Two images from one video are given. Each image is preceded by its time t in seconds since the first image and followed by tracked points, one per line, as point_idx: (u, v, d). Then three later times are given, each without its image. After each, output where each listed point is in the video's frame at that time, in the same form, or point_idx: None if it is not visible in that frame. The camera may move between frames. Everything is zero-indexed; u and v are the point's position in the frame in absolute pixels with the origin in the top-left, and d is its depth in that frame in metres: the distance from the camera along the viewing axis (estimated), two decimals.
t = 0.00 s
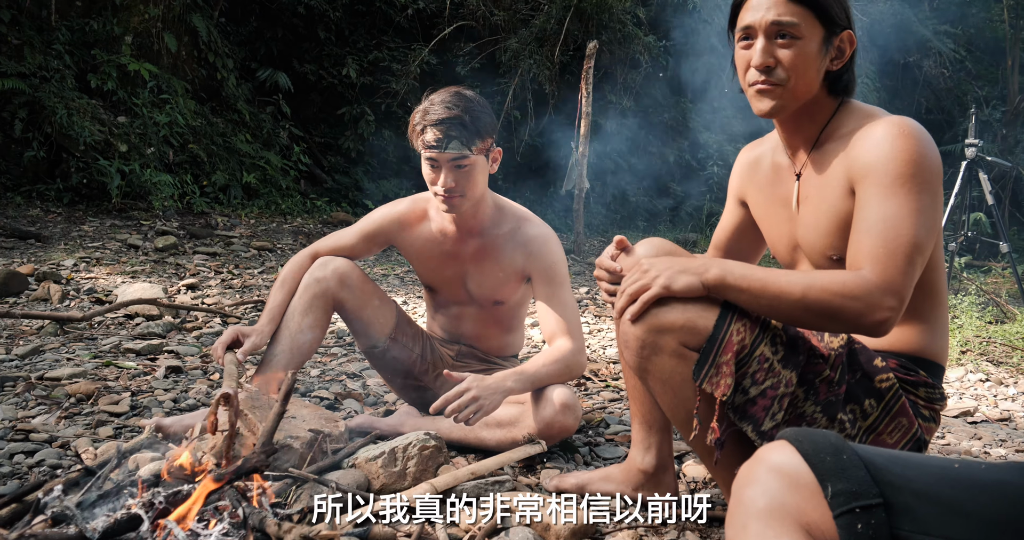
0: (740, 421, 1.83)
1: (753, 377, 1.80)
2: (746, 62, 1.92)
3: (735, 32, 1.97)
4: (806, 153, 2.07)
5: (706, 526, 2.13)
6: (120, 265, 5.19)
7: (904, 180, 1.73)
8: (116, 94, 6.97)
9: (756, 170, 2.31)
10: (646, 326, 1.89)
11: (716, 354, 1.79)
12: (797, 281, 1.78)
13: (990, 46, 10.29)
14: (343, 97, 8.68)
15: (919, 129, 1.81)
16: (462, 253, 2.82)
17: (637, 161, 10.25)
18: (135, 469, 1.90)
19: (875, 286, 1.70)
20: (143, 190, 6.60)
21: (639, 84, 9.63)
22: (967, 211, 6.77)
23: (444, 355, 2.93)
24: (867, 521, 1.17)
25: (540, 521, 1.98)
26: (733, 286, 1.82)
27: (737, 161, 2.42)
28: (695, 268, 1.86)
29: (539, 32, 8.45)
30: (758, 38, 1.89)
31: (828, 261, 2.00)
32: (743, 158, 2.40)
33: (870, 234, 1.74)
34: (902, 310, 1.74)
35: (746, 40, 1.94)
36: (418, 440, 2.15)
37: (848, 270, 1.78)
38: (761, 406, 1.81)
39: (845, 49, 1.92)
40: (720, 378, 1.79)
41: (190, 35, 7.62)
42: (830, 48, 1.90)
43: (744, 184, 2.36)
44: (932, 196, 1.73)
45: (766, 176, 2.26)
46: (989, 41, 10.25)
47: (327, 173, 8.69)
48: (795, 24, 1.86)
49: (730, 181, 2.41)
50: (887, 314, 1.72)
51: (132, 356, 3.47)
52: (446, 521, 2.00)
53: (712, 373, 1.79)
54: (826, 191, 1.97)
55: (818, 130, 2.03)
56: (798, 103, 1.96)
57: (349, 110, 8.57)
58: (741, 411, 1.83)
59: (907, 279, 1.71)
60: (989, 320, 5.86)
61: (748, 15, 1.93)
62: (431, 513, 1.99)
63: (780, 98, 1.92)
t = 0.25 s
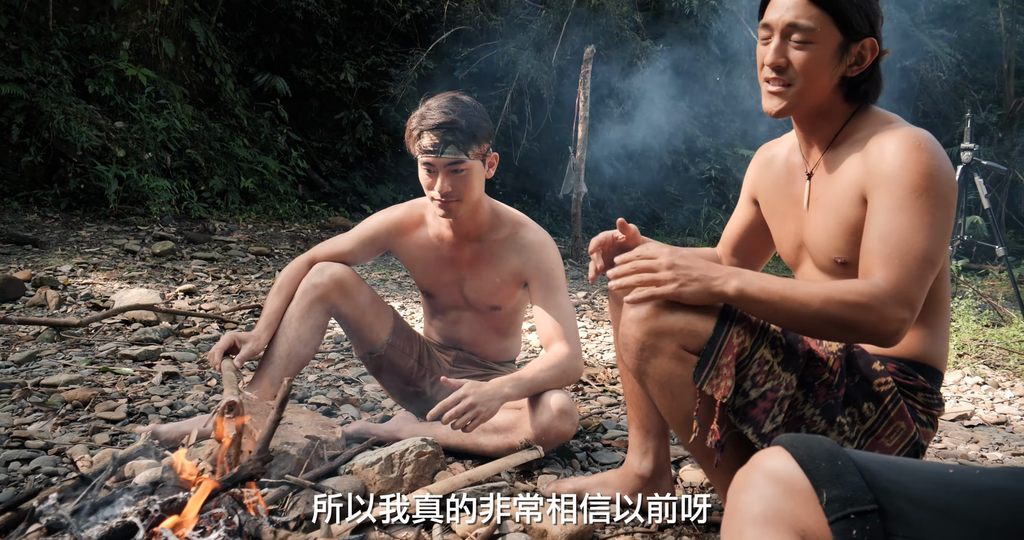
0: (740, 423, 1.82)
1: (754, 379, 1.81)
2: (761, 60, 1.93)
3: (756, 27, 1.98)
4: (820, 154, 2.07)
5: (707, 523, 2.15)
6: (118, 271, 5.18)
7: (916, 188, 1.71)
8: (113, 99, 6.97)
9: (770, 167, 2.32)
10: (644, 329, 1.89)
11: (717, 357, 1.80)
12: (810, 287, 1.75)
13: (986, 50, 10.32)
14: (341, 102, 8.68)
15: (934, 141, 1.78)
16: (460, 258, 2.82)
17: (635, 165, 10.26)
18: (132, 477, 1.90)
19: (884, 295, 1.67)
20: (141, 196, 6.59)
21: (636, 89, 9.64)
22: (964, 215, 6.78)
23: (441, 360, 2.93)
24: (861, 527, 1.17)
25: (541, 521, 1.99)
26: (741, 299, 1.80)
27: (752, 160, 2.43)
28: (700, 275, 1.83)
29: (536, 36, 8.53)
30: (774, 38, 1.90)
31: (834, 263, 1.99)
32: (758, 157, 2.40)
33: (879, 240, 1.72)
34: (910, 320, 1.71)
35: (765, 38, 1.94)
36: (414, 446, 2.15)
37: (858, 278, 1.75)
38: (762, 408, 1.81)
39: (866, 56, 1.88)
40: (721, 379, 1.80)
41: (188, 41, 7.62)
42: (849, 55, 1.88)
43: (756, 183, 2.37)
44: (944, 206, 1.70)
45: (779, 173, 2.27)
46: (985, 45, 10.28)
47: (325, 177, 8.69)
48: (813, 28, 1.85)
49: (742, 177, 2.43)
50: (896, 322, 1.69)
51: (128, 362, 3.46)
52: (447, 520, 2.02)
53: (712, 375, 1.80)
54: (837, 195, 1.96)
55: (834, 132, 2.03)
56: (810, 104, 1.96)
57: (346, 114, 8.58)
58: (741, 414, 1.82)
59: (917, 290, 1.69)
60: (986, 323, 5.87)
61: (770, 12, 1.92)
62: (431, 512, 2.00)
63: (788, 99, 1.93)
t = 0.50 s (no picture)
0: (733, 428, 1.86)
1: (748, 383, 1.82)
2: (756, 71, 1.97)
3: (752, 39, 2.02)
4: (821, 162, 2.09)
5: (706, 523, 2.16)
6: (111, 271, 5.17)
7: (920, 202, 1.70)
8: (108, 99, 6.95)
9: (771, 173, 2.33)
10: (638, 334, 1.90)
11: (711, 360, 1.80)
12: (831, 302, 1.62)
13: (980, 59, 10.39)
14: (337, 104, 8.68)
15: (935, 152, 1.77)
16: (455, 261, 2.83)
17: (630, 170, 10.28)
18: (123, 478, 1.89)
19: (899, 314, 1.62)
20: (135, 196, 6.58)
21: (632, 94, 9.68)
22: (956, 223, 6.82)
23: (434, 363, 2.94)
24: (849, 534, 1.18)
25: (539, 523, 2.00)
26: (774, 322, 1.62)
27: (754, 166, 2.44)
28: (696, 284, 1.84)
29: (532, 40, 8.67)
30: (768, 48, 1.94)
31: (833, 272, 1.99)
32: (757, 164, 2.42)
33: (884, 256, 1.70)
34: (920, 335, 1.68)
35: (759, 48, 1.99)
36: (406, 449, 2.16)
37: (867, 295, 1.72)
38: (755, 413, 1.83)
39: (861, 64, 1.91)
40: (714, 383, 1.80)
41: (184, 41, 7.61)
42: (843, 63, 1.91)
43: (757, 188, 2.39)
44: (948, 219, 1.69)
45: (780, 177, 2.29)
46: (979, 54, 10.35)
47: (320, 179, 8.69)
48: (806, 37, 1.88)
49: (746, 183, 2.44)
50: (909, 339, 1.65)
51: (121, 363, 3.45)
52: (444, 521, 2.04)
53: (706, 379, 1.81)
54: (839, 205, 1.96)
55: (834, 141, 2.04)
56: (805, 113, 1.99)
57: (342, 116, 8.58)
58: (735, 419, 1.86)
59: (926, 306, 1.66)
60: (978, 330, 5.89)
61: (765, 23, 1.97)
62: (430, 512, 2.03)
63: (784, 108, 1.96)
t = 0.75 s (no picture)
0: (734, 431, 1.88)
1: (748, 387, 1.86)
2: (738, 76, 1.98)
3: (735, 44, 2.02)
4: (815, 164, 2.09)
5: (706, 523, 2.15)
6: (110, 268, 5.16)
7: (912, 204, 1.70)
8: (107, 97, 6.95)
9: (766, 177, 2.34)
10: (635, 331, 1.88)
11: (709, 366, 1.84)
12: (795, 350, 1.71)
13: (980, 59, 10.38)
14: (336, 101, 8.67)
15: (930, 152, 1.77)
16: (453, 259, 2.84)
17: (630, 168, 10.28)
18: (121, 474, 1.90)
19: (886, 325, 1.66)
20: (134, 193, 6.58)
21: (631, 92, 9.68)
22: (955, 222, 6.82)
23: (432, 361, 2.93)
24: (846, 531, 1.19)
25: (537, 520, 2.00)
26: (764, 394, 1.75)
27: (749, 168, 2.45)
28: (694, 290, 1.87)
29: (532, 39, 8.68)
30: (750, 52, 1.94)
31: (829, 274, 2.00)
32: (753, 165, 2.43)
33: (877, 262, 1.71)
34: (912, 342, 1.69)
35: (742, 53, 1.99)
36: (404, 446, 2.17)
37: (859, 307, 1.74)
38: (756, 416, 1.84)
39: (844, 68, 1.90)
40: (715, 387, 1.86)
41: (183, 38, 7.59)
42: (825, 68, 1.90)
43: (755, 190, 2.40)
44: (942, 220, 1.69)
45: (774, 182, 2.30)
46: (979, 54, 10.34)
47: (319, 177, 8.69)
48: (786, 41, 1.88)
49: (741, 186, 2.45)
50: (900, 346, 1.67)
51: (120, 360, 3.46)
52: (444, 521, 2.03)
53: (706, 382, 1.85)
54: (833, 207, 1.97)
55: (826, 143, 2.05)
56: (791, 116, 1.98)
57: (342, 114, 8.57)
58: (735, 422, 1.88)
59: (918, 309, 1.67)
60: (977, 330, 5.90)
61: (748, 29, 1.97)
62: (430, 512, 2.03)
63: (768, 112, 1.95)
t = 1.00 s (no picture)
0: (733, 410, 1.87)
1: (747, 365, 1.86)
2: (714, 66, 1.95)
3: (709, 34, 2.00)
4: (797, 149, 2.07)
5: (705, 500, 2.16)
6: (111, 250, 5.17)
7: (898, 188, 1.69)
8: (105, 77, 6.91)
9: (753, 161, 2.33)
10: (633, 309, 1.90)
11: (709, 347, 1.83)
12: (806, 374, 1.70)
13: (983, 37, 10.29)
14: (335, 81, 8.63)
15: (909, 132, 1.75)
16: (451, 237, 2.84)
17: (630, 148, 10.24)
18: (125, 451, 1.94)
19: (889, 320, 1.66)
20: (133, 174, 6.56)
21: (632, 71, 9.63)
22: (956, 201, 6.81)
23: (432, 339, 2.95)
24: (844, 504, 1.18)
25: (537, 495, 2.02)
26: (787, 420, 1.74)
27: (735, 152, 2.44)
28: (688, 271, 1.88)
29: (531, 17, 8.61)
30: (724, 41, 1.92)
31: (823, 259, 2.00)
32: (740, 148, 2.42)
33: (870, 252, 1.70)
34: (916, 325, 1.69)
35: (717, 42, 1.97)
36: (405, 423, 2.18)
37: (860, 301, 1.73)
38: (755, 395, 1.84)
39: (820, 49, 1.89)
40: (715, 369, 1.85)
41: (181, 18, 7.52)
42: (802, 50, 1.89)
43: (742, 175, 2.38)
44: (930, 200, 1.68)
45: (763, 166, 2.28)
46: (982, 31, 10.25)
47: (318, 157, 8.66)
48: (761, 26, 1.86)
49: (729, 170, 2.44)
50: (905, 334, 1.68)
51: (122, 340, 3.47)
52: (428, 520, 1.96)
53: (705, 363, 1.85)
54: (819, 195, 1.95)
55: (806, 127, 2.03)
56: (770, 101, 1.96)
57: (341, 94, 8.53)
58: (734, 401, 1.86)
59: (917, 296, 1.67)
60: (976, 309, 5.91)
61: (721, 18, 1.95)
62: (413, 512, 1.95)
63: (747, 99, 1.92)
